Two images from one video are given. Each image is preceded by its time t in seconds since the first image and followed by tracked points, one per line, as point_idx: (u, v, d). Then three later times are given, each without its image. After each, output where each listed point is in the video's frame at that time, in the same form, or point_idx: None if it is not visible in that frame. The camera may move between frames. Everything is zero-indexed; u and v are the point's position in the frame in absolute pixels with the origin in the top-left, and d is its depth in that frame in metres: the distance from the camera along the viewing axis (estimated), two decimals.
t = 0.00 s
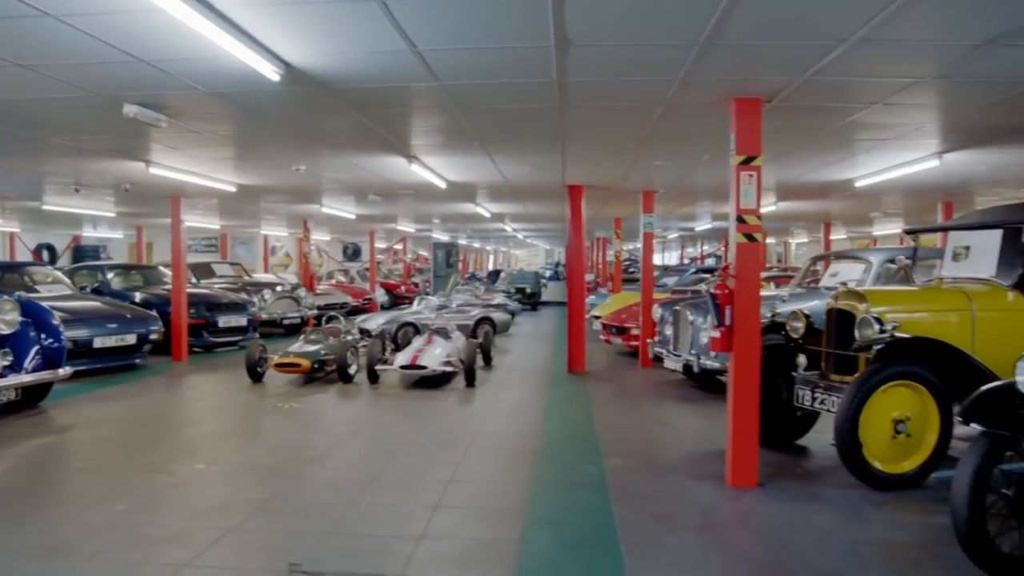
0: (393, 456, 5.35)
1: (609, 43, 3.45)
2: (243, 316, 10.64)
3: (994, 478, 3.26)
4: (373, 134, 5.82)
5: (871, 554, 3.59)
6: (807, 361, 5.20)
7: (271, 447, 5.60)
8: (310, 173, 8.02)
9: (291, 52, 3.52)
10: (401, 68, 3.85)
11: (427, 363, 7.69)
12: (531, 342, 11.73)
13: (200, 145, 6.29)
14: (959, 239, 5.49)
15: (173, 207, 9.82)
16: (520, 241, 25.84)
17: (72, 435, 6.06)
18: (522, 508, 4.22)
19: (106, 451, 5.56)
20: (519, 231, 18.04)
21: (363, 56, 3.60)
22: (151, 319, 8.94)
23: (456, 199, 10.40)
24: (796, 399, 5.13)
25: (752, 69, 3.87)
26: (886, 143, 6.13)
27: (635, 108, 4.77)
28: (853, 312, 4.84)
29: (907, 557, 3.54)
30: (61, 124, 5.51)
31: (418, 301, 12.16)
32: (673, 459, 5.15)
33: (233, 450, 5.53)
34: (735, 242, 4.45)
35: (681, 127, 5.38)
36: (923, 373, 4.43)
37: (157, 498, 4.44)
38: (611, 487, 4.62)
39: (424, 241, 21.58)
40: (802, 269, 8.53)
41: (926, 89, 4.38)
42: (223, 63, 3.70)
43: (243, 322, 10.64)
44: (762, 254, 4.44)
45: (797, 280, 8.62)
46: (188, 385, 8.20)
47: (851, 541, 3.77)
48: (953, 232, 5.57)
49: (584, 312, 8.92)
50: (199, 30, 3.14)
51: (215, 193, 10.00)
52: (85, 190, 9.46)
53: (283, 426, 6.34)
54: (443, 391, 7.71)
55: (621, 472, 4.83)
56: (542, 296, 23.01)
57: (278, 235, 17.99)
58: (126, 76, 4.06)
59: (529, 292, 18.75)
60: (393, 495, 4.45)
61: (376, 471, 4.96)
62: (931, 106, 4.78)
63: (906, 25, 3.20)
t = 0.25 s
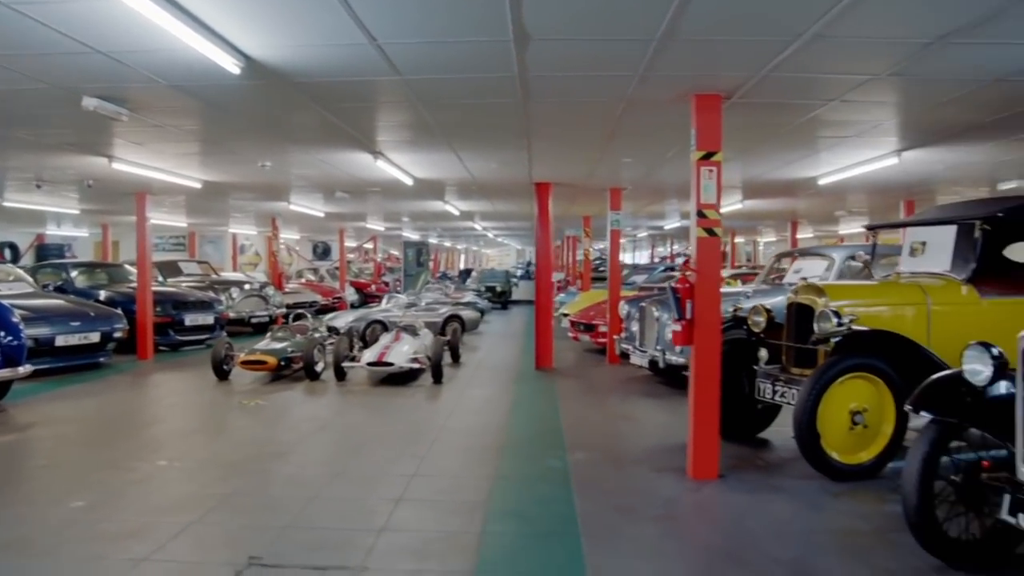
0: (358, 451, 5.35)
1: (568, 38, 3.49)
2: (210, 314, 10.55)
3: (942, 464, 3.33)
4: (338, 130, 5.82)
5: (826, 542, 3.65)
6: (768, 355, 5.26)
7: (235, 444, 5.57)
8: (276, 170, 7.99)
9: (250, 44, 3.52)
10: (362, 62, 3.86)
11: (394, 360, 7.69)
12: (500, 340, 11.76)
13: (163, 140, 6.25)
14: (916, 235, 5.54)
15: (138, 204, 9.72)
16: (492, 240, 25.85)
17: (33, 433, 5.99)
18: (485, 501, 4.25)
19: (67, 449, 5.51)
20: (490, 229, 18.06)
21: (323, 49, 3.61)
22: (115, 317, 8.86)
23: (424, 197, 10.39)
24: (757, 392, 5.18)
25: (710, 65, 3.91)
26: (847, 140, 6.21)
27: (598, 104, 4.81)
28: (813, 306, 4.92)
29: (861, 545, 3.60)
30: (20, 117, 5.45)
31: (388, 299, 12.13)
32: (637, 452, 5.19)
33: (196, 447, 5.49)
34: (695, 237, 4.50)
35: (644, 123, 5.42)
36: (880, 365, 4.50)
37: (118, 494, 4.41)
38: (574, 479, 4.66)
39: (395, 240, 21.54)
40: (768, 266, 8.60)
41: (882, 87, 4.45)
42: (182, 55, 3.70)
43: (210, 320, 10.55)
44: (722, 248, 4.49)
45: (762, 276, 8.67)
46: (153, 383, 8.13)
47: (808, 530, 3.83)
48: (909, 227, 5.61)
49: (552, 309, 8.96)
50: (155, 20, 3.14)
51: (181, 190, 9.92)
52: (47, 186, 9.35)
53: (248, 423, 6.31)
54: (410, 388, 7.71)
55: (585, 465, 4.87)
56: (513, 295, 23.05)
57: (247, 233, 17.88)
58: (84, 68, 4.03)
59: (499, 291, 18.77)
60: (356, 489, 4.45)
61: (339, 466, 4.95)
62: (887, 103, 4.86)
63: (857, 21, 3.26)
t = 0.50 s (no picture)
0: (316, 447, 5.33)
1: (520, 32, 3.52)
2: (171, 312, 10.46)
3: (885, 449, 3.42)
4: (296, 125, 5.80)
5: (775, 528, 3.72)
6: (724, 348, 5.34)
7: (192, 440, 5.53)
8: (236, 165, 7.93)
9: (202, 35, 3.51)
10: (317, 55, 3.86)
11: (355, 357, 7.69)
12: (464, 337, 11.77)
13: (119, 134, 6.19)
14: (868, 229, 5.62)
15: (96, 200, 9.60)
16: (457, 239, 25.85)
17: None
18: (441, 493, 4.27)
19: (19, 446, 5.44)
20: (456, 228, 18.06)
21: (275, 42, 3.61)
22: (72, 315, 8.74)
23: (387, 194, 10.37)
24: (712, 384, 5.23)
25: (661, 60, 3.97)
26: (801, 138, 6.31)
27: (554, 99, 4.85)
28: (766, 300, 4.96)
29: (808, 530, 3.68)
30: None
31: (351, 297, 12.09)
32: (594, 444, 5.24)
33: (152, 443, 5.45)
34: (649, 230, 4.55)
35: (602, 118, 5.46)
36: (832, 357, 4.58)
37: (70, 490, 4.36)
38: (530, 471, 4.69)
39: (360, 239, 21.45)
40: (727, 262, 8.69)
41: (831, 84, 4.54)
42: (132, 45, 3.67)
43: (171, 319, 10.43)
44: (676, 242, 4.55)
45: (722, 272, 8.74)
46: (111, 381, 8.04)
47: (758, 517, 3.90)
48: (863, 222, 5.69)
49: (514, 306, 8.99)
50: (103, 8, 3.12)
51: (140, 187, 9.81)
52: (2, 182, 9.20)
53: (206, 419, 6.27)
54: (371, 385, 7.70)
55: (542, 457, 4.90)
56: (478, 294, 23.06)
57: (209, 231, 17.71)
58: (34, 58, 3.99)
59: (464, 290, 18.78)
60: (313, 483, 4.45)
61: (297, 461, 4.95)
62: (838, 100, 4.95)
63: (801, 18, 3.33)
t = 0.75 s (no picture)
0: (280, 443, 5.32)
1: (481, 27, 3.54)
2: (137, 311, 10.36)
3: (839, 438, 3.47)
4: (261, 121, 5.78)
5: (733, 518, 3.77)
6: (687, 342, 5.39)
7: (154, 437, 5.49)
8: (202, 162, 7.87)
9: (161, 28, 3.50)
10: (277, 50, 3.86)
11: (322, 354, 7.67)
12: (434, 335, 11.77)
13: (81, 128, 6.12)
14: (828, 225, 5.68)
15: (59, 197, 9.50)
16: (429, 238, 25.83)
17: None
18: (404, 486, 4.27)
19: None
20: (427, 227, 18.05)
21: (235, 35, 3.60)
22: (34, 313, 8.64)
23: (356, 191, 10.34)
24: (676, 378, 5.27)
25: (621, 56, 4.01)
26: (764, 135, 6.39)
27: (518, 95, 4.87)
28: (728, 295, 5.04)
29: (765, 519, 3.73)
30: None
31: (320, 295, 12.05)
32: (559, 438, 5.27)
33: (114, 440, 5.40)
34: (611, 225, 4.58)
35: (567, 115, 5.50)
36: (792, 350, 4.63)
37: (29, 487, 4.32)
38: (494, 464, 4.71)
39: (331, 238, 21.35)
40: (694, 259, 8.75)
41: (789, 81, 4.60)
42: (90, 37, 3.65)
43: (136, 317, 10.33)
44: (637, 237, 4.58)
45: (688, 269, 8.80)
46: (74, 380, 7.95)
47: (717, 507, 3.95)
48: (823, 219, 5.75)
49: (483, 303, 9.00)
50: None
51: (104, 183, 9.70)
52: None
53: (170, 416, 6.22)
54: (338, 382, 7.68)
55: (506, 451, 4.92)
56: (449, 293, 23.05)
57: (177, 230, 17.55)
58: None
59: (435, 289, 18.76)
60: (276, 478, 4.44)
61: (260, 456, 4.93)
62: (797, 97, 5.02)
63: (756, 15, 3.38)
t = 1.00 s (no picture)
0: (246, 439, 5.30)
1: (443, 22, 3.56)
2: (102, 309, 10.24)
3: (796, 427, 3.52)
4: (227, 117, 5.76)
5: (693, 508, 3.82)
6: (652, 338, 5.45)
7: (117, 434, 5.45)
8: (167, 158, 7.81)
9: (120, 21, 3.49)
10: (239, 44, 3.85)
11: (290, 352, 7.65)
12: (404, 334, 11.77)
13: (43, 123, 6.06)
14: (790, 221, 5.71)
15: (22, 194, 9.38)
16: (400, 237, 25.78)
17: None
18: (368, 480, 4.28)
19: None
20: (398, 226, 18.03)
21: (197, 28, 3.60)
22: None
23: (324, 189, 10.30)
24: (640, 373, 5.30)
25: (583, 52, 4.04)
26: (728, 133, 6.46)
27: (482, 91, 4.90)
28: (693, 291, 5.04)
29: (725, 509, 3.78)
30: None
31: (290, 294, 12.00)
32: (524, 433, 5.30)
33: (75, 438, 5.36)
34: (575, 220, 4.62)
35: (532, 111, 5.53)
36: (754, 345, 4.68)
37: None
38: (460, 458, 4.73)
39: (302, 237, 21.25)
40: (661, 256, 8.81)
41: (750, 79, 4.67)
42: (50, 29, 3.63)
43: (102, 316, 10.23)
44: (601, 232, 4.63)
45: (656, 266, 8.86)
46: (38, 379, 7.86)
47: (678, 498, 4.00)
48: (784, 216, 5.78)
49: (452, 301, 9.01)
50: None
51: (69, 181, 9.60)
52: None
53: (134, 414, 6.18)
54: (306, 380, 7.66)
55: (471, 446, 4.94)
56: (421, 292, 23.03)
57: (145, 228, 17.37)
58: None
59: (406, 288, 18.74)
60: (240, 473, 4.43)
61: (224, 452, 4.91)
62: (758, 95, 5.09)
63: (713, 12, 3.43)
